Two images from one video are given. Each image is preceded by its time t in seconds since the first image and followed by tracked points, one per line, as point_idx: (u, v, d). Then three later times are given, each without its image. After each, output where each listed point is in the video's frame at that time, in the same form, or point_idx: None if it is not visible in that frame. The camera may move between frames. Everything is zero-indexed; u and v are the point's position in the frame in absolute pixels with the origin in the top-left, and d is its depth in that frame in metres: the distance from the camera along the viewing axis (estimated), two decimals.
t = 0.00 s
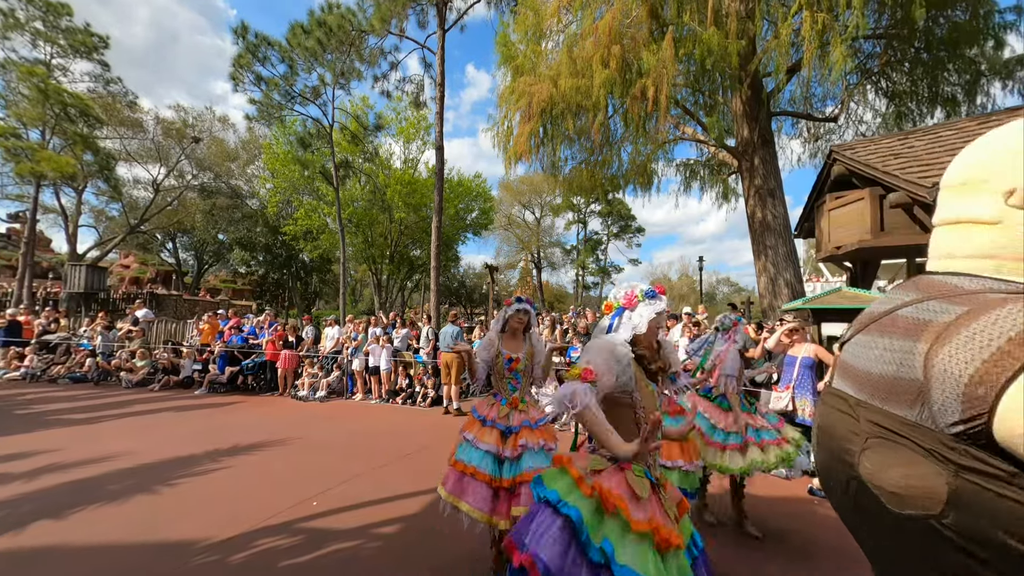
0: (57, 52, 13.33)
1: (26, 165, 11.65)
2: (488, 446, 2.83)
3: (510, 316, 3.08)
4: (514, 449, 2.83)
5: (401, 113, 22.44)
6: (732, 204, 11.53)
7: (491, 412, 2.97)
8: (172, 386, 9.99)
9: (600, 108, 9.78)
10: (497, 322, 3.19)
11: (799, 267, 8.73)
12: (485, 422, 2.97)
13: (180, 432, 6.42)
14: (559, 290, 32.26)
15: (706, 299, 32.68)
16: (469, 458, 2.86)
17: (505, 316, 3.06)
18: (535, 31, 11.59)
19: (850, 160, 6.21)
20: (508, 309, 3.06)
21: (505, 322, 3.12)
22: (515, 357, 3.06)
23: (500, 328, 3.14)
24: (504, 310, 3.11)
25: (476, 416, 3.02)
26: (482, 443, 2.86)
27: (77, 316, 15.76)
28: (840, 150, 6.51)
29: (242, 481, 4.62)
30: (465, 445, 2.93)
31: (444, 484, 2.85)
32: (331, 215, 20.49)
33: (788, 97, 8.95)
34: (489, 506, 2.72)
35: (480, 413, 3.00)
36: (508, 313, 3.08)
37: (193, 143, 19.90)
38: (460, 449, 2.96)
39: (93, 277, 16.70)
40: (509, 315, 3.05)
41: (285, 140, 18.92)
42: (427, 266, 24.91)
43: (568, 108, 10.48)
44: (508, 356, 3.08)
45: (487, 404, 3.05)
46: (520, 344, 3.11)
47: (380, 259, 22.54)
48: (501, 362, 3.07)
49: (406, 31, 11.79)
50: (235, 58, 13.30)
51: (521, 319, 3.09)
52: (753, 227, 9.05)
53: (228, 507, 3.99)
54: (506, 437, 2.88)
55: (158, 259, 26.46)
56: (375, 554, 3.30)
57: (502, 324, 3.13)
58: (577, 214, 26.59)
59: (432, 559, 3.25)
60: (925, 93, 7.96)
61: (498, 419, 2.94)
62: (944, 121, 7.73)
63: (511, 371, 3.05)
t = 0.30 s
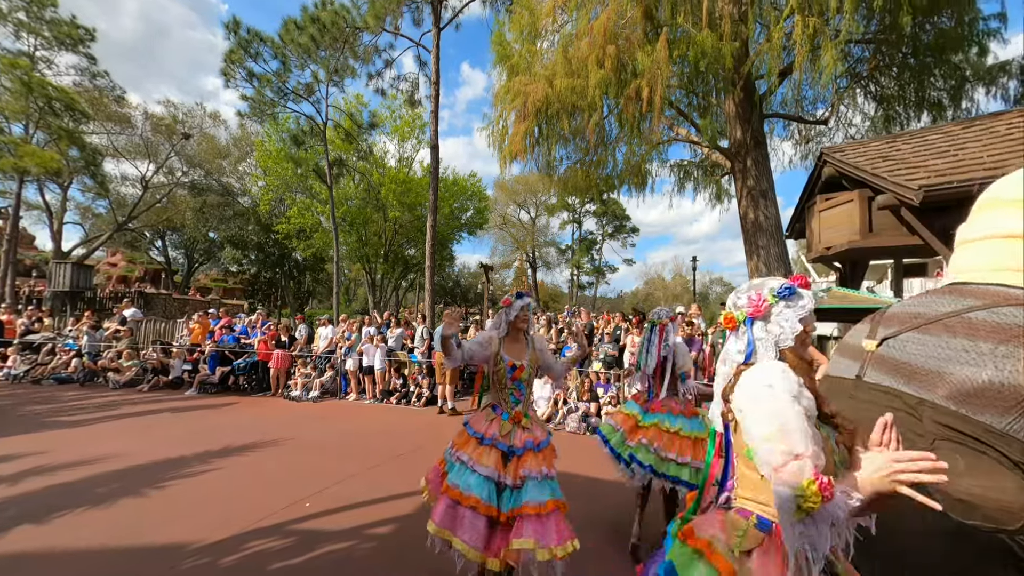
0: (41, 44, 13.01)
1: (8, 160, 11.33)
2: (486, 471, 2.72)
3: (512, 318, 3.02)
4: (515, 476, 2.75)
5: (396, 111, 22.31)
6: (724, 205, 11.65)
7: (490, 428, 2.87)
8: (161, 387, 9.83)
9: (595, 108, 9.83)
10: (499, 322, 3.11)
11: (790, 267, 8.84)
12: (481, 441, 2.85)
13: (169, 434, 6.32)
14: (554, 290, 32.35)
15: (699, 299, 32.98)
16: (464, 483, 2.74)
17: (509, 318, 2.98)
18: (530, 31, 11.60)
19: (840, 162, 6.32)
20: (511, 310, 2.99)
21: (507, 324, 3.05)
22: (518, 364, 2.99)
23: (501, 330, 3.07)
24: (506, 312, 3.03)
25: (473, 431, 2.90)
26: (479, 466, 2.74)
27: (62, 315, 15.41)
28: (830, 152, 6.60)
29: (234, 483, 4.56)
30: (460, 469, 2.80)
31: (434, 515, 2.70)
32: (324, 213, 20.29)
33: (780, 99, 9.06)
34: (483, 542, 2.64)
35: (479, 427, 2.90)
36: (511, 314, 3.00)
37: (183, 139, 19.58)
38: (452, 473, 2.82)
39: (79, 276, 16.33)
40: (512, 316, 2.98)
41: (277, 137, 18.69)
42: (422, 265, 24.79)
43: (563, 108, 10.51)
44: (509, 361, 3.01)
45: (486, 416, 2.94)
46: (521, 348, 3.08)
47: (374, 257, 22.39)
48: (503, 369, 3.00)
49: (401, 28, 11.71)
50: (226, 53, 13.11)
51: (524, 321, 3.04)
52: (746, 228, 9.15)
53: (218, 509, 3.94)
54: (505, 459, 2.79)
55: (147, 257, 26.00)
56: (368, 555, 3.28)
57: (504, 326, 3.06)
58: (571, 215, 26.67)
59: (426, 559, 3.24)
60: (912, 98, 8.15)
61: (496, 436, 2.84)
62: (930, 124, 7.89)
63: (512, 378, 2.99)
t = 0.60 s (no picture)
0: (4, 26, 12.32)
1: None
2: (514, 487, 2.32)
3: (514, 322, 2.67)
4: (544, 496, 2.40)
5: (384, 108, 22.00)
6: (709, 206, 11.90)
7: (503, 443, 2.48)
8: (135, 388, 9.45)
9: (584, 109, 9.90)
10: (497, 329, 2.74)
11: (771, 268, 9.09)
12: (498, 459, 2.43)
13: (144, 438, 6.08)
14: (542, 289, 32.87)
15: (685, 299, 33.65)
16: (488, 509, 2.27)
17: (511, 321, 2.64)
18: (520, 30, 11.59)
19: (818, 167, 6.53)
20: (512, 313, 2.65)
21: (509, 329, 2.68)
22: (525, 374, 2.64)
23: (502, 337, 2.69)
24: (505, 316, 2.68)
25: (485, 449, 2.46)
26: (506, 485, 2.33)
27: (27, 313, 14.64)
28: (810, 157, 6.83)
29: (213, 487, 4.42)
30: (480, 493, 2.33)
31: (451, 555, 2.17)
32: (310, 210, 19.84)
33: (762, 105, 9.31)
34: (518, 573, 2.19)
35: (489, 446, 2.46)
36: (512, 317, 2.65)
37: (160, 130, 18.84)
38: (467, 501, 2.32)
39: (46, 272, 15.53)
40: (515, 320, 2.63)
41: (260, 131, 18.16)
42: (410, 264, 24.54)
43: (553, 108, 10.57)
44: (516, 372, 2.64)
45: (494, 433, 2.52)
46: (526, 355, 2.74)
47: (361, 256, 22.05)
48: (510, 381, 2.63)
49: (389, 23, 11.52)
50: (206, 42, 12.66)
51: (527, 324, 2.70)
52: (729, 229, 9.38)
53: (196, 514, 3.81)
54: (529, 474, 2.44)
55: (121, 253, 24.96)
56: (354, 557, 3.24)
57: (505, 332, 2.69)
58: (560, 214, 26.80)
59: (414, 560, 3.22)
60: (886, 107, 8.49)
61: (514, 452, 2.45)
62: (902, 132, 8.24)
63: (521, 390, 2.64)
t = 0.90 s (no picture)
0: None
1: None
2: (555, 520, 1.95)
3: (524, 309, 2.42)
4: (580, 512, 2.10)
5: (360, 99, 21.31)
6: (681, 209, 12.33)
7: (530, 460, 2.13)
8: (79, 393, 8.69)
9: (562, 109, 10.01)
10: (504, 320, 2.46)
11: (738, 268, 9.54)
12: (527, 480, 2.07)
13: (90, 447, 5.61)
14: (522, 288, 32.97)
15: (659, 298, 34.76)
16: (526, 545, 1.90)
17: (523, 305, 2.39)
18: (500, 27, 11.56)
19: (781, 173, 6.92)
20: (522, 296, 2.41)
21: (520, 316, 2.41)
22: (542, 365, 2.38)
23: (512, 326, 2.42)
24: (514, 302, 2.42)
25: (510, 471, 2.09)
26: (544, 516, 1.96)
27: None
28: (773, 165, 7.21)
29: (170, 497, 4.15)
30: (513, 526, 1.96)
31: None
32: (279, 203, 18.92)
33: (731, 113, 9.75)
34: None
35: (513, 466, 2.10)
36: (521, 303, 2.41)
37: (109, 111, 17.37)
38: (499, 536, 1.95)
39: None
40: (525, 305, 2.39)
41: (225, 117, 17.11)
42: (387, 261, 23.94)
43: (532, 107, 10.59)
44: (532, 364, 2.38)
45: (516, 447, 2.18)
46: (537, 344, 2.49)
47: (335, 252, 21.28)
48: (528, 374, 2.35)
49: (365, 11, 11.12)
50: (164, 18, 11.75)
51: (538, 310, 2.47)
52: (700, 231, 9.77)
53: (151, 527, 3.56)
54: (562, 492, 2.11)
55: (63, 245, 22.85)
56: (326, 563, 3.13)
57: (514, 320, 2.42)
58: (539, 214, 26.94)
59: (390, 563, 3.16)
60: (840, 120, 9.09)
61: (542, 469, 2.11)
62: (854, 144, 8.84)
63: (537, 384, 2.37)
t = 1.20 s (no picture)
0: None
1: None
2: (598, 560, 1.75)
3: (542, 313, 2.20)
4: (620, 545, 1.88)
5: (328, 87, 20.34)
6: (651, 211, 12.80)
7: (563, 490, 1.88)
8: None
9: (537, 109, 10.07)
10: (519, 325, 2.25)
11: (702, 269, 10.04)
12: (561, 514, 1.84)
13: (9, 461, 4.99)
14: (496, 286, 32.93)
15: (629, 297, 35.94)
16: None
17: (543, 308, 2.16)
18: (475, 22, 11.42)
19: (740, 180, 7.37)
20: (541, 299, 2.18)
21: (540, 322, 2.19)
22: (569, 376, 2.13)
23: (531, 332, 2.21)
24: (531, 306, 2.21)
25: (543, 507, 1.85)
26: (584, 556, 1.75)
27: None
28: (734, 172, 7.67)
29: (107, 513, 3.77)
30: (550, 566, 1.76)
31: None
32: (238, 193, 17.69)
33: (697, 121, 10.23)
34: None
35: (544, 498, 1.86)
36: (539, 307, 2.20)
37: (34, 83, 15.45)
38: None
39: None
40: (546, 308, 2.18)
41: (175, 97, 15.73)
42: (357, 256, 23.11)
43: (507, 105, 10.57)
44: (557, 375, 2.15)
45: (546, 477, 1.93)
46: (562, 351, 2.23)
47: (301, 247, 20.24)
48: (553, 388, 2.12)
49: None
50: None
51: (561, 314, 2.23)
52: (668, 233, 10.19)
53: (83, 547, 3.22)
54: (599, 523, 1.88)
55: None
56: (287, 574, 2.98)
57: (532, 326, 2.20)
58: (514, 212, 27.00)
59: (357, 569, 3.05)
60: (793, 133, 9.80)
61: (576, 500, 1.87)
62: (805, 156, 9.56)
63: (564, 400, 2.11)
